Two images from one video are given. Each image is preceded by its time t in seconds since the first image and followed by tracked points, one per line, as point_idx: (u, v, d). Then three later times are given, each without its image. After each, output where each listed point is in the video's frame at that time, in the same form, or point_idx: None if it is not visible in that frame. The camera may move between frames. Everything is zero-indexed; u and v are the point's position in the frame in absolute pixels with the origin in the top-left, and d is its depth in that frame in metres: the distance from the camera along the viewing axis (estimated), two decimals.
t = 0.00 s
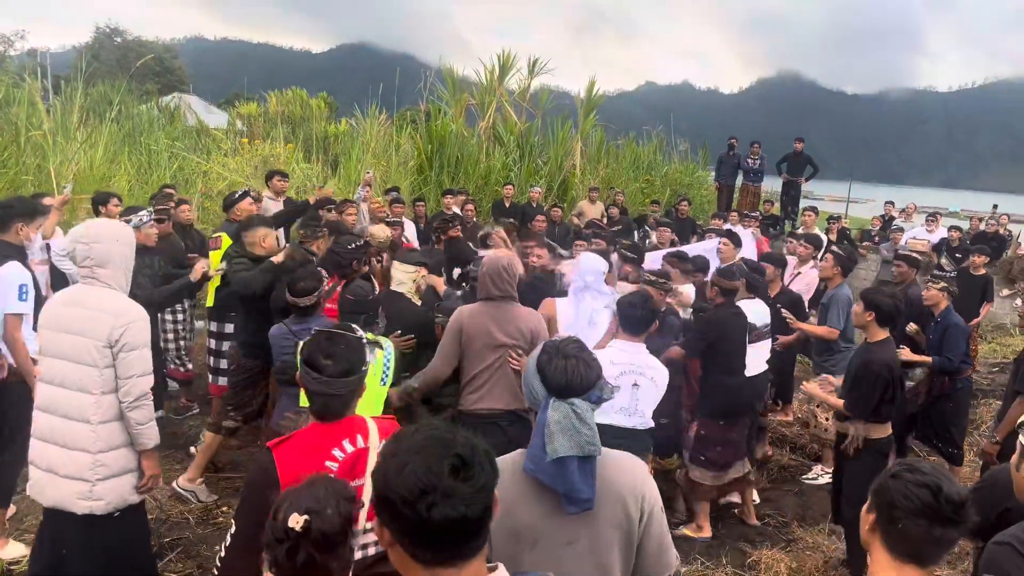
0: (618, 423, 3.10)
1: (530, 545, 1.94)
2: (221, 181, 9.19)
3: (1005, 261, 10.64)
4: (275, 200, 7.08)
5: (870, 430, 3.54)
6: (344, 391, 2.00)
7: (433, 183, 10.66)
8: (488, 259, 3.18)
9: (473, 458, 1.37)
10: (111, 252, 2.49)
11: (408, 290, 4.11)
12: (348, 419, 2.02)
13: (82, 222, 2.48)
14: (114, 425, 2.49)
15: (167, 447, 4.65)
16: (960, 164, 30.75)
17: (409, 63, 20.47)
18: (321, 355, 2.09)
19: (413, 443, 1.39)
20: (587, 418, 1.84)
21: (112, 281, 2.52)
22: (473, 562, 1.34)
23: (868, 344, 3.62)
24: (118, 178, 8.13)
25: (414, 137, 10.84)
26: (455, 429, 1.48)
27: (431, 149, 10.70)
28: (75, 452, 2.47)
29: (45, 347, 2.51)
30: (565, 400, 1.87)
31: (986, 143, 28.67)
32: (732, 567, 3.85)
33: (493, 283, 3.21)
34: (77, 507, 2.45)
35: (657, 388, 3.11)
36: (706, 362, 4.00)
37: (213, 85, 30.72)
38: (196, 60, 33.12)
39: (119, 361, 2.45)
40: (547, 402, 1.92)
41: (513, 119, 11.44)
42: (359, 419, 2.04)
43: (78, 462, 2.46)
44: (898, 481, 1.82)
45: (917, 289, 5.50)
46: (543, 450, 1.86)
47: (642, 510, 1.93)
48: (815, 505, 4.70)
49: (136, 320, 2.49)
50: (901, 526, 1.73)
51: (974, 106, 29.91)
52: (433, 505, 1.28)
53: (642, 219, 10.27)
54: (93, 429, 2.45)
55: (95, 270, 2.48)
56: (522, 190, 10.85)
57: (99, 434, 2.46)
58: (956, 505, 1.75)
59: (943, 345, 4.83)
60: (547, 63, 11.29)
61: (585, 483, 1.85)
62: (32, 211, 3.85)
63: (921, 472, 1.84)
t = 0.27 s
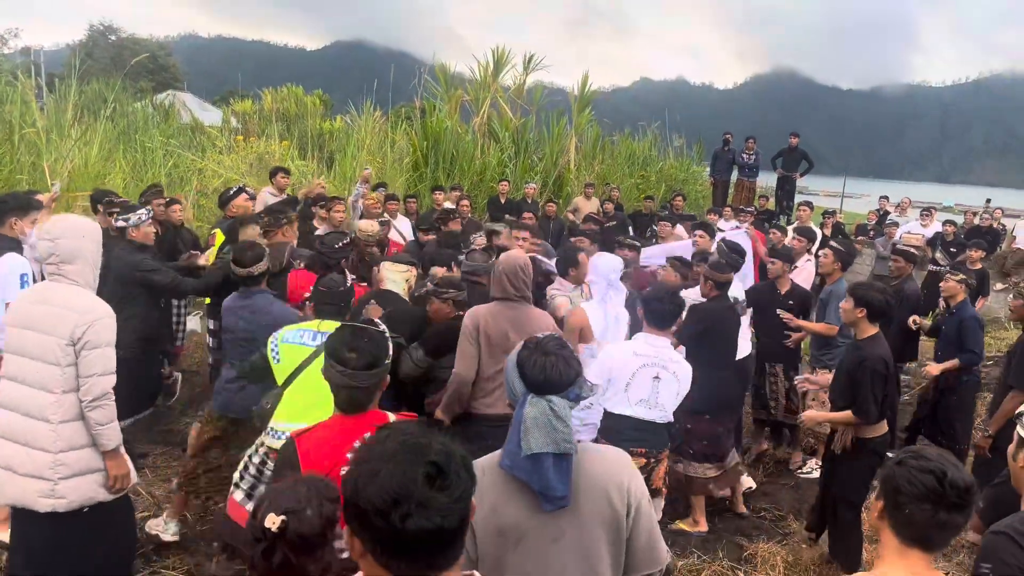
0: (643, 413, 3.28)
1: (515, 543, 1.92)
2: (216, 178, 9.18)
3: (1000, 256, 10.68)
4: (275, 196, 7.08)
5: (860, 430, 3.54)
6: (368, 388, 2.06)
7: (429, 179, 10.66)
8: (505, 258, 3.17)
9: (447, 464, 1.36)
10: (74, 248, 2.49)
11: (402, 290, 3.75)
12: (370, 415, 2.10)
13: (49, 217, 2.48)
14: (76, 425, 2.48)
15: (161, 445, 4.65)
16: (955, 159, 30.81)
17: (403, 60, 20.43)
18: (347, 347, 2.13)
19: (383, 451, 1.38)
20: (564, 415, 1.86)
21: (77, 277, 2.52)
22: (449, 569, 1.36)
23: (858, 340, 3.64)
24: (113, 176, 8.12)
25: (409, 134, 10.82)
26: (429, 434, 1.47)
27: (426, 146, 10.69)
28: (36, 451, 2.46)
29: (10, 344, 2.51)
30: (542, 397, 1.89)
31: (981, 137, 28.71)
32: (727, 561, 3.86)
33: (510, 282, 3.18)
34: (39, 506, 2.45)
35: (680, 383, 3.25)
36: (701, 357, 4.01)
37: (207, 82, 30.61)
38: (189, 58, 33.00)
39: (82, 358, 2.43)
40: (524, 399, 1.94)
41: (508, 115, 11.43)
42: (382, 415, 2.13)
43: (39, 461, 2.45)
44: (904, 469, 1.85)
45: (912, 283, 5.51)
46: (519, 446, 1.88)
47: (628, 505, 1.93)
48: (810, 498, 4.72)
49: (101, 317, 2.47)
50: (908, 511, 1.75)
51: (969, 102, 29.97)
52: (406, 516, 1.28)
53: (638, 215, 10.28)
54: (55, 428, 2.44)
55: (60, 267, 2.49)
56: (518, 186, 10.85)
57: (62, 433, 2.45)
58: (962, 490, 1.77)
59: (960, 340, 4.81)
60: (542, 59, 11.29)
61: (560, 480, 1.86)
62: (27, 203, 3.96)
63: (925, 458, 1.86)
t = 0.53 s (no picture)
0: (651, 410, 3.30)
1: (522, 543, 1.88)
2: (212, 176, 9.16)
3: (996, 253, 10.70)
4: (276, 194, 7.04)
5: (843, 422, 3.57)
6: (375, 383, 2.08)
7: (425, 177, 10.64)
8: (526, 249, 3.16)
9: (384, 483, 1.25)
10: (52, 244, 2.49)
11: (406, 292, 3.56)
12: (377, 410, 2.13)
13: (26, 213, 2.48)
14: (61, 424, 2.48)
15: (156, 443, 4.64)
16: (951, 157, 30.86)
17: (399, 58, 20.40)
18: (354, 341, 2.13)
19: (320, 465, 1.26)
20: (575, 416, 1.82)
21: (58, 274, 2.53)
22: None
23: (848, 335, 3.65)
24: (108, 174, 8.10)
25: (406, 131, 10.81)
26: (370, 449, 1.35)
27: (422, 143, 10.67)
28: (17, 452, 2.44)
29: None
30: (555, 398, 1.85)
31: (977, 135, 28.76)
32: (723, 558, 3.87)
33: (531, 273, 3.17)
34: (25, 509, 2.42)
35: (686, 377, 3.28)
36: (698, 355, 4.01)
37: (202, 79, 30.54)
38: (185, 55, 32.91)
39: (65, 357, 2.43)
40: (535, 397, 1.90)
41: (505, 112, 11.42)
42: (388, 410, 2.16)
43: (22, 463, 2.43)
44: (903, 463, 1.84)
45: (908, 280, 5.52)
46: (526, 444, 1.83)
47: (637, 506, 1.93)
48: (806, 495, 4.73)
49: (83, 315, 2.48)
50: (909, 504, 1.75)
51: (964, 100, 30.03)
52: (336, 540, 1.17)
53: (634, 212, 10.28)
54: (38, 427, 2.44)
55: (38, 265, 2.49)
56: (514, 184, 10.84)
57: (46, 432, 2.45)
58: (963, 483, 1.77)
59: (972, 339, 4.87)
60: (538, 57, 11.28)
61: (565, 482, 1.82)
62: (32, 200, 4.25)
63: (925, 452, 1.86)
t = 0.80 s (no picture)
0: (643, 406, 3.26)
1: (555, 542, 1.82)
2: (205, 172, 9.12)
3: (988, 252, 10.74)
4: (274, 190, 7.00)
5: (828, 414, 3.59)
6: (353, 383, 2.03)
7: (419, 174, 10.62)
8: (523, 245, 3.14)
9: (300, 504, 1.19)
10: (39, 243, 2.48)
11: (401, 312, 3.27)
12: (354, 411, 2.07)
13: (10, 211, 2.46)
14: (42, 425, 2.46)
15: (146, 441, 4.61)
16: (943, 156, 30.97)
17: (393, 54, 20.35)
18: (331, 342, 2.09)
19: (231, 492, 1.19)
20: (618, 420, 1.76)
21: (45, 273, 2.51)
22: None
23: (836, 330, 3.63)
24: (100, 170, 8.05)
25: (399, 128, 10.79)
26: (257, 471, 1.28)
27: (416, 140, 10.64)
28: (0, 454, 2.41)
29: None
30: (600, 401, 1.79)
31: (969, 135, 28.85)
32: (716, 556, 3.87)
33: (526, 268, 3.15)
34: (9, 511, 2.40)
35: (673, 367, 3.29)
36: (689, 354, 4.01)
37: (195, 75, 30.41)
38: (178, 50, 32.76)
39: (45, 359, 2.41)
40: (578, 398, 1.84)
41: (499, 110, 11.41)
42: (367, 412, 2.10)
43: (4, 464, 2.40)
44: (880, 453, 1.85)
45: (900, 279, 5.53)
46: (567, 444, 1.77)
47: (672, 512, 1.86)
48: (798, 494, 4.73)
49: (67, 315, 2.45)
50: (883, 493, 1.76)
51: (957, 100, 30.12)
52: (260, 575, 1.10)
53: (628, 211, 10.27)
54: (20, 429, 2.41)
55: (24, 263, 2.47)
56: (508, 181, 10.83)
57: (27, 434, 2.42)
58: (934, 472, 1.77)
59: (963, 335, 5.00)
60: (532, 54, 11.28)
61: (604, 487, 1.75)
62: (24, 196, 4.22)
63: (901, 443, 1.87)
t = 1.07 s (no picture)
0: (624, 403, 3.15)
1: (586, 535, 1.82)
2: (193, 169, 9.07)
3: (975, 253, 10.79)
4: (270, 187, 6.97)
5: (813, 414, 3.61)
6: (306, 384, 1.84)
7: (410, 172, 10.60)
8: (520, 248, 3.12)
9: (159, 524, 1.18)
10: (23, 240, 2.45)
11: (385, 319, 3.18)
12: (305, 414, 1.87)
13: None
14: (19, 427, 2.42)
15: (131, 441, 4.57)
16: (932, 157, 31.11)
17: (382, 53, 20.31)
18: (282, 342, 1.89)
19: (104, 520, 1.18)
20: (653, 420, 1.75)
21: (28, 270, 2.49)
22: None
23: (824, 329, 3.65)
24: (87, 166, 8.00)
25: (390, 125, 10.76)
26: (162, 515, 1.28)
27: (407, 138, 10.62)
28: None
29: None
30: (638, 400, 1.79)
31: (957, 136, 29.01)
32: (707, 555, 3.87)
33: (524, 272, 3.13)
34: None
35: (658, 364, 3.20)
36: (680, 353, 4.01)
37: (184, 72, 30.25)
38: (166, 47, 32.59)
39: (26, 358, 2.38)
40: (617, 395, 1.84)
41: (490, 108, 11.40)
42: (321, 414, 1.90)
43: None
44: (842, 442, 1.86)
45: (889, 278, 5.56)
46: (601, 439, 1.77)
47: (700, 517, 1.84)
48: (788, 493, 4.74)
49: (48, 314, 2.43)
50: (845, 479, 1.78)
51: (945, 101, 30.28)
52: None
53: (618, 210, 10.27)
54: None
55: (9, 260, 2.44)
56: (499, 180, 10.82)
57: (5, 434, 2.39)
58: (892, 459, 1.78)
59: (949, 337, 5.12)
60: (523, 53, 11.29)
61: (634, 487, 1.74)
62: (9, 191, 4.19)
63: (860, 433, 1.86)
